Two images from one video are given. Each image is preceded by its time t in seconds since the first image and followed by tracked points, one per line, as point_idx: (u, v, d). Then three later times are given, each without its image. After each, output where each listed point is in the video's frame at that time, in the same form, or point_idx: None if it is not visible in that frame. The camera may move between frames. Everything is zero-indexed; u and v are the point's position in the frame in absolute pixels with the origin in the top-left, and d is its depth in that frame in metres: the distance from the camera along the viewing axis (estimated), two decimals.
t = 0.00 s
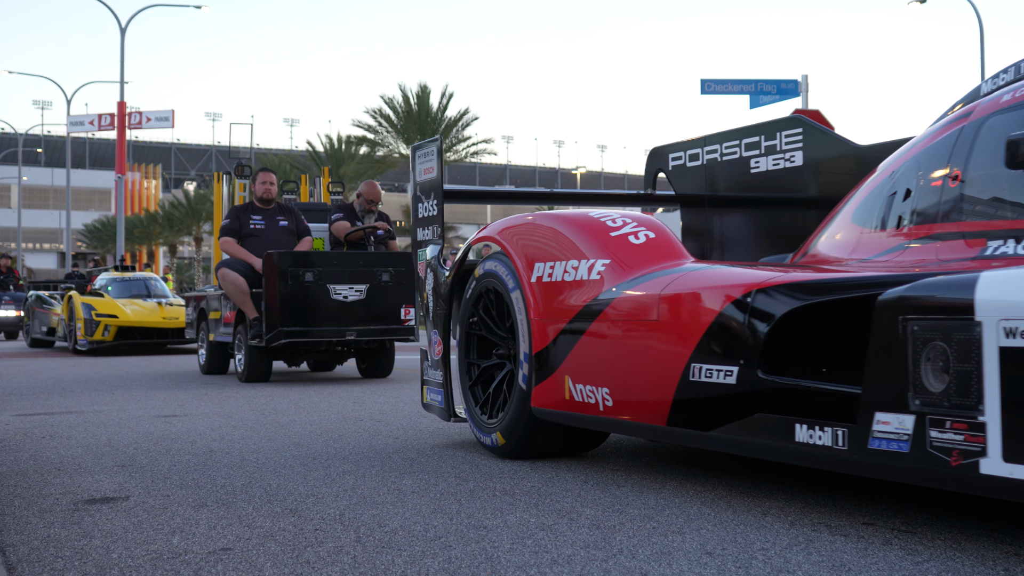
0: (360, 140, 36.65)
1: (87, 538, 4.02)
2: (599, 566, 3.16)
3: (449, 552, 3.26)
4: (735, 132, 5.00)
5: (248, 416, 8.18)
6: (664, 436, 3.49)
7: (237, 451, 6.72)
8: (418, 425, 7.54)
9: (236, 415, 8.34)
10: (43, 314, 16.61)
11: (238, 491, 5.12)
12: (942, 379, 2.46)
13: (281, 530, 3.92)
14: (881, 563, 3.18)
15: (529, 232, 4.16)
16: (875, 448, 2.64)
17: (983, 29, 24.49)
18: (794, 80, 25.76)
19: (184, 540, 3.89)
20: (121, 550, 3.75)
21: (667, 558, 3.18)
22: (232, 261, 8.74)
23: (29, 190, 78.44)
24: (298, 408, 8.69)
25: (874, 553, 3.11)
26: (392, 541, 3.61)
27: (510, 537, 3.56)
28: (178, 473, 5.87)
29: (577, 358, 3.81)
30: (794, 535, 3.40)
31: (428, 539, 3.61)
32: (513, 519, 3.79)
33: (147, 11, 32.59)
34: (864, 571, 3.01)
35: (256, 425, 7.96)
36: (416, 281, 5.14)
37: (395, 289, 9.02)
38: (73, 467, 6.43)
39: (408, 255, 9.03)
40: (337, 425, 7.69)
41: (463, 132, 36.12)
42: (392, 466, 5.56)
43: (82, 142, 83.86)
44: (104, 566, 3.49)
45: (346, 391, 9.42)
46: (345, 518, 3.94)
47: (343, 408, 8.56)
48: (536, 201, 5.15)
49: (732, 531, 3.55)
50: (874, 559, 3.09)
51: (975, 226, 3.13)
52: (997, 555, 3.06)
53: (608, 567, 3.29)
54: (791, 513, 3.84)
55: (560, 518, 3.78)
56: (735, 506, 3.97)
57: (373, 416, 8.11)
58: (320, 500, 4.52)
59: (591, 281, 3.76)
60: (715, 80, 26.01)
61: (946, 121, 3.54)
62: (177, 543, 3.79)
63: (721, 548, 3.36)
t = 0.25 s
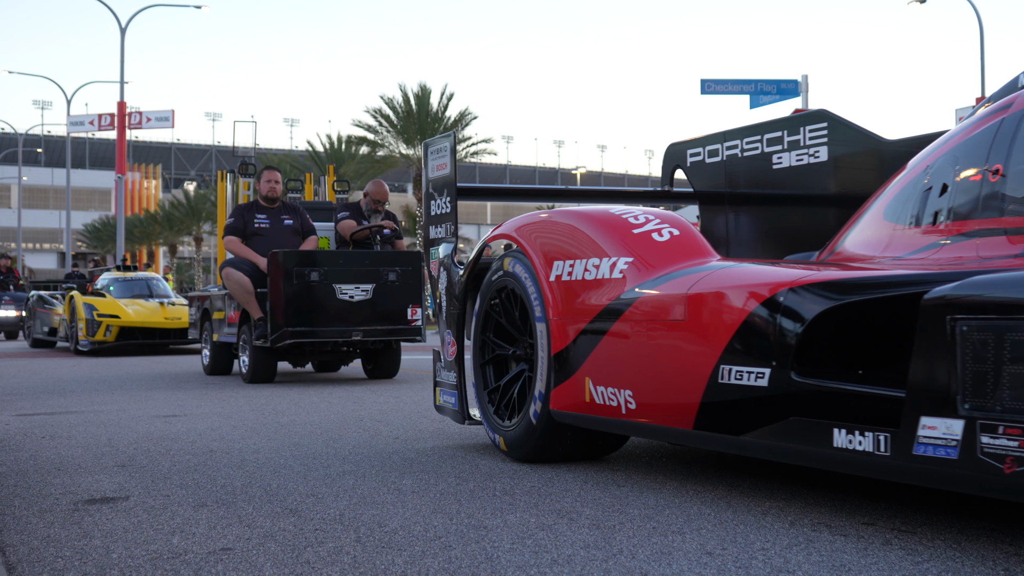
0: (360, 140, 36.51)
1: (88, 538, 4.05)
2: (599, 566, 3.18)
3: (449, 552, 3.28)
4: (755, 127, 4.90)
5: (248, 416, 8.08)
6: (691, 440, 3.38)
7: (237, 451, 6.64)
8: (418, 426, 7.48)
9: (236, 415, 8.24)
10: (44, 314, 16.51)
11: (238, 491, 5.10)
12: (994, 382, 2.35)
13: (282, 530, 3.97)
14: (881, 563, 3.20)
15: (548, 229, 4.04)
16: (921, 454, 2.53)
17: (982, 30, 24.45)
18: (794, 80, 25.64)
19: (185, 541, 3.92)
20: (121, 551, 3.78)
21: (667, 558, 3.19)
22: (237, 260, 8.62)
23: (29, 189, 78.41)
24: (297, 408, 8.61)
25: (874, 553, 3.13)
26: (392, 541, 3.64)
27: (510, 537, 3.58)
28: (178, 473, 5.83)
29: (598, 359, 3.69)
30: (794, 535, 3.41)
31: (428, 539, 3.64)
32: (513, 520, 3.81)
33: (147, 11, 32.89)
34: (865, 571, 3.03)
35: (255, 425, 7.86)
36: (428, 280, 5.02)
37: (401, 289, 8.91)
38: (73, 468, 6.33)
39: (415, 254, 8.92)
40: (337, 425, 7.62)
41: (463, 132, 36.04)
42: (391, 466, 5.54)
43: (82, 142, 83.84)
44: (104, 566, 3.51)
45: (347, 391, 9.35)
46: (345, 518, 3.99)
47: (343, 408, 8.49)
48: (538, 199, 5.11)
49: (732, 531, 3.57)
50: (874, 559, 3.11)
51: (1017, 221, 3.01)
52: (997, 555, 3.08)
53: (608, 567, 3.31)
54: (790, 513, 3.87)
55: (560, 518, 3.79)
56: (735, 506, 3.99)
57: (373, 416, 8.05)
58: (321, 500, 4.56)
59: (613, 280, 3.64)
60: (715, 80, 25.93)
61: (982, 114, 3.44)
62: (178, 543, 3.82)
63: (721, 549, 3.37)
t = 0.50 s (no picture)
0: (360, 140, 36.41)
1: (87, 537, 4.04)
2: (599, 566, 3.17)
3: (449, 552, 3.27)
4: (777, 122, 4.80)
5: (248, 416, 8.00)
6: (716, 444, 3.27)
7: (237, 451, 6.56)
8: (419, 427, 7.42)
9: (236, 415, 8.15)
10: (46, 314, 16.39)
11: (239, 491, 5.07)
12: None
13: (281, 530, 3.96)
14: (881, 563, 3.20)
15: (566, 226, 3.93)
16: (965, 460, 2.43)
17: (982, 31, 24.38)
18: (795, 80, 25.53)
19: (184, 541, 3.90)
20: (121, 551, 3.76)
21: (667, 558, 3.19)
22: (241, 258, 8.53)
23: (29, 190, 78.29)
24: (297, 408, 8.52)
25: (874, 553, 3.13)
26: (392, 541, 3.63)
27: (510, 537, 3.57)
28: (178, 472, 5.77)
29: (618, 360, 3.59)
30: (794, 535, 3.41)
31: (428, 539, 3.64)
32: (513, 519, 3.81)
33: (147, 11, 33.09)
34: (865, 571, 3.03)
35: (255, 425, 7.78)
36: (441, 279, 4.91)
37: (408, 288, 8.81)
38: (73, 467, 6.24)
39: (422, 253, 8.81)
40: (337, 425, 7.55)
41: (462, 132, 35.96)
42: (391, 466, 5.50)
43: (82, 142, 83.70)
44: (104, 566, 3.51)
45: (347, 391, 9.27)
46: (345, 518, 4.00)
47: (343, 408, 8.41)
48: (542, 197, 5.07)
49: (732, 532, 3.57)
50: (874, 559, 3.11)
51: None
52: (997, 555, 3.08)
53: (608, 568, 3.30)
54: (790, 513, 3.86)
55: (560, 518, 3.78)
56: (735, 506, 3.98)
57: (373, 416, 7.98)
58: (320, 500, 4.58)
59: (633, 279, 3.54)
60: (714, 80, 25.84)
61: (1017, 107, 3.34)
62: (177, 543, 3.82)
63: (721, 549, 3.37)
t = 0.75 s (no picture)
0: (360, 140, 36.34)
1: (88, 537, 4.07)
2: (599, 566, 3.19)
3: (449, 552, 3.30)
4: (796, 117, 4.73)
5: (248, 416, 7.94)
6: (739, 447, 3.18)
7: (237, 451, 6.51)
8: (420, 428, 7.39)
9: (236, 415, 8.07)
10: (48, 314, 16.30)
11: (239, 491, 5.08)
12: None
13: (281, 530, 4.00)
14: (880, 563, 3.22)
15: (582, 224, 3.83)
16: (1009, 466, 2.39)
17: (983, 31, 24.32)
18: (795, 80, 25.42)
19: (184, 541, 3.93)
20: (121, 551, 3.78)
21: (667, 558, 3.21)
22: (246, 258, 8.42)
23: (29, 190, 78.22)
24: (297, 408, 8.46)
25: (874, 553, 3.15)
26: (392, 541, 3.67)
27: (510, 537, 3.59)
28: (179, 472, 5.75)
29: (637, 361, 3.50)
30: (795, 535, 3.43)
31: (428, 539, 3.66)
32: (513, 519, 3.83)
33: (147, 11, 32.87)
34: (865, 571, 3.05)
35: (256, 425, 7.72)
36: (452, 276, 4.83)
37: (416, 288, 8.72)
38: (72, 467, 6.17)
39: (429, 252, 8.70)
40: (338, 425, 7.52)
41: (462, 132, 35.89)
42: (391, 467, 5.49)
43: (82, 142, 83.60)
44: (104, 566, 3.53)
45: (347, 391, 9.21)
46: (346, 519, 4.05)
47: (343, 408, 8.36)
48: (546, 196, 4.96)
49: (732, 531, 3.58)
50: (875, 559, 3.13)
51: None
52: (997, 555, 3.11)
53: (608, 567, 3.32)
54: (790, 513, 3.88)
55: (560, 518, 3.80)
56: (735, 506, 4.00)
57: (375, 416, 7.92)
58: (320, 500, 4.63)
59: (653, 278, 3.44)
60: (714, 80, 25.75)
61: None
62: (177, 543, 3.86)
63: (721, 549, 3.39)
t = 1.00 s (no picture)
0: (360, 140, 36.27)
1: (87, 537, 4.03)
2: (600, 566, 3.16)
3: (449, 552, 3.26)
4: (815, 113, 4.64)
5: (248, 416, 7.87)
6: (763, 451, 3.09)
7: (237, 450, 6.44)
8: (420, 428, 7.34)
9: (236, 415, 8.00)
10: (50, 314, 16.22)
11: (239, 491, 5.04)
12: None
13: (281, 530, 3.98)
14: (881, 563, 3.19)
15: (597, 223, 3.75)
16: None
17: (983, 30, 24.30)
18: (795, 80, 25.34)
19: (184, 541, 3.90)
20: (121, 551, 3.75)
21: (667, 558, 3.18)
22: (251, 258, 8.33)
23: (29, 190, 78.15)
24: (298, 407, 8.38)
25: (874, 553, 3.12)
26: (392, 542, 3.63)
27: (510, 537, 3.56)
28: (179, 472, 5.70)
29: (655, 362, 3.41)
30: (794, 535, 3.39)
31: (428, 539, 3.63)
32: (513, 519, 3.80)
33: (147, 10, 33.70)
34: (865, 571, 3.01)
35: (255, 425, 7.66)
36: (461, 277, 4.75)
37: (425, 288, 8.63)
38: (72, 466, 6.11)
39: (437, 251, 8.60)
40: (338, 425, 7.45)
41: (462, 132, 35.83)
42: (392, 467, 5.45)
43: (82, 143, 83.54)
44: (104, 566, 3.50)
45: (346, 391, 9.14)
46: (346, 518, 4.02)
47: (343, 408, 8.29)
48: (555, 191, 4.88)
49: (732, 531, 3.54)
50: (874, 559, 3.10)
51: None
52: (997, 555, 3.07)
53: (608, 568, 3.28)
54: (790, 513, 3.83)
55: (560, 518, 3.76)
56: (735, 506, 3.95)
57: (376, 416, 7.86)
58: (320, 500, 4.60)
59: (672, 277, 3.36)
60: (714, 80, 25.66)
61: None
62: (177, 543, 3.82)
63: (721, 549, 3.35)
